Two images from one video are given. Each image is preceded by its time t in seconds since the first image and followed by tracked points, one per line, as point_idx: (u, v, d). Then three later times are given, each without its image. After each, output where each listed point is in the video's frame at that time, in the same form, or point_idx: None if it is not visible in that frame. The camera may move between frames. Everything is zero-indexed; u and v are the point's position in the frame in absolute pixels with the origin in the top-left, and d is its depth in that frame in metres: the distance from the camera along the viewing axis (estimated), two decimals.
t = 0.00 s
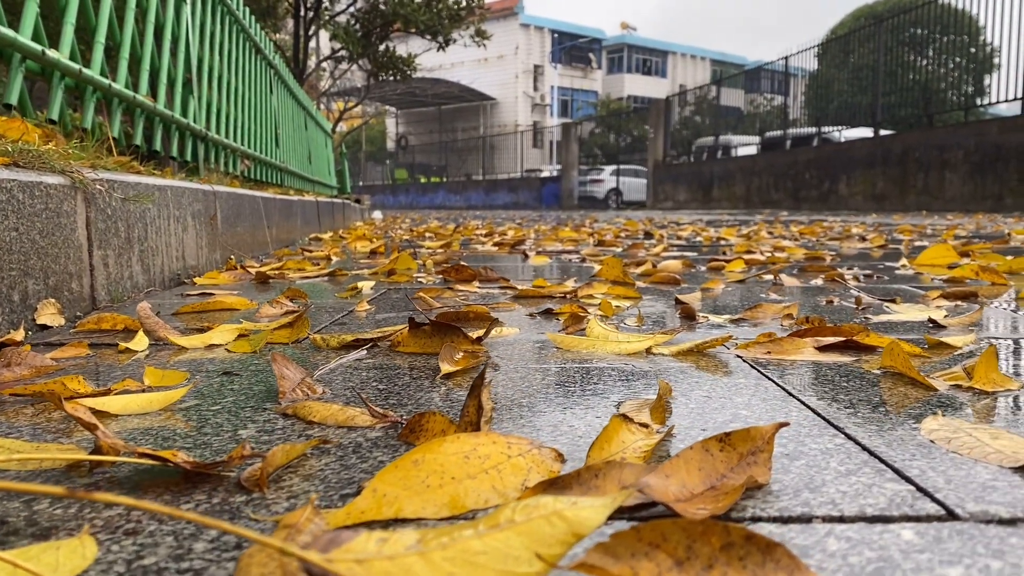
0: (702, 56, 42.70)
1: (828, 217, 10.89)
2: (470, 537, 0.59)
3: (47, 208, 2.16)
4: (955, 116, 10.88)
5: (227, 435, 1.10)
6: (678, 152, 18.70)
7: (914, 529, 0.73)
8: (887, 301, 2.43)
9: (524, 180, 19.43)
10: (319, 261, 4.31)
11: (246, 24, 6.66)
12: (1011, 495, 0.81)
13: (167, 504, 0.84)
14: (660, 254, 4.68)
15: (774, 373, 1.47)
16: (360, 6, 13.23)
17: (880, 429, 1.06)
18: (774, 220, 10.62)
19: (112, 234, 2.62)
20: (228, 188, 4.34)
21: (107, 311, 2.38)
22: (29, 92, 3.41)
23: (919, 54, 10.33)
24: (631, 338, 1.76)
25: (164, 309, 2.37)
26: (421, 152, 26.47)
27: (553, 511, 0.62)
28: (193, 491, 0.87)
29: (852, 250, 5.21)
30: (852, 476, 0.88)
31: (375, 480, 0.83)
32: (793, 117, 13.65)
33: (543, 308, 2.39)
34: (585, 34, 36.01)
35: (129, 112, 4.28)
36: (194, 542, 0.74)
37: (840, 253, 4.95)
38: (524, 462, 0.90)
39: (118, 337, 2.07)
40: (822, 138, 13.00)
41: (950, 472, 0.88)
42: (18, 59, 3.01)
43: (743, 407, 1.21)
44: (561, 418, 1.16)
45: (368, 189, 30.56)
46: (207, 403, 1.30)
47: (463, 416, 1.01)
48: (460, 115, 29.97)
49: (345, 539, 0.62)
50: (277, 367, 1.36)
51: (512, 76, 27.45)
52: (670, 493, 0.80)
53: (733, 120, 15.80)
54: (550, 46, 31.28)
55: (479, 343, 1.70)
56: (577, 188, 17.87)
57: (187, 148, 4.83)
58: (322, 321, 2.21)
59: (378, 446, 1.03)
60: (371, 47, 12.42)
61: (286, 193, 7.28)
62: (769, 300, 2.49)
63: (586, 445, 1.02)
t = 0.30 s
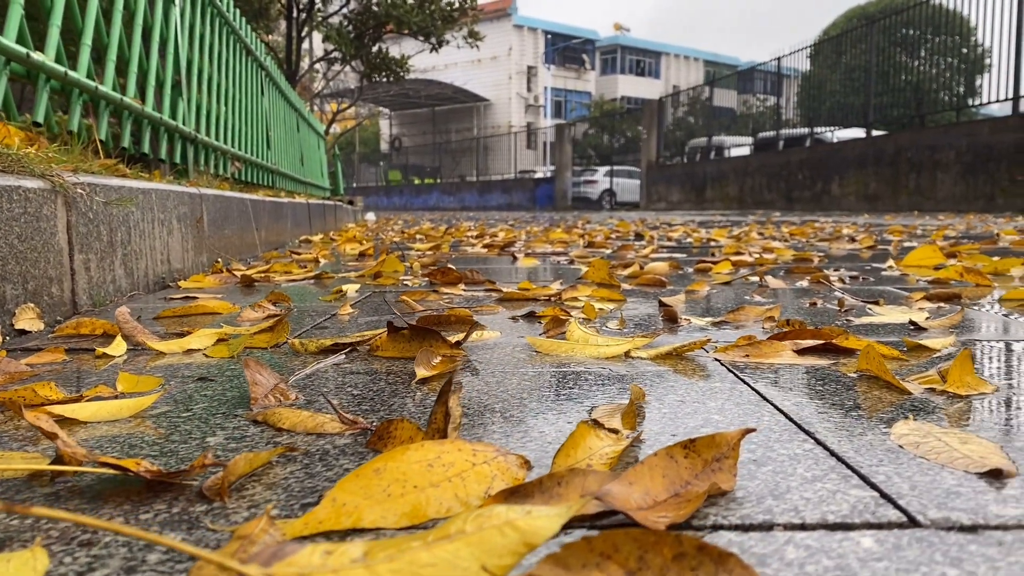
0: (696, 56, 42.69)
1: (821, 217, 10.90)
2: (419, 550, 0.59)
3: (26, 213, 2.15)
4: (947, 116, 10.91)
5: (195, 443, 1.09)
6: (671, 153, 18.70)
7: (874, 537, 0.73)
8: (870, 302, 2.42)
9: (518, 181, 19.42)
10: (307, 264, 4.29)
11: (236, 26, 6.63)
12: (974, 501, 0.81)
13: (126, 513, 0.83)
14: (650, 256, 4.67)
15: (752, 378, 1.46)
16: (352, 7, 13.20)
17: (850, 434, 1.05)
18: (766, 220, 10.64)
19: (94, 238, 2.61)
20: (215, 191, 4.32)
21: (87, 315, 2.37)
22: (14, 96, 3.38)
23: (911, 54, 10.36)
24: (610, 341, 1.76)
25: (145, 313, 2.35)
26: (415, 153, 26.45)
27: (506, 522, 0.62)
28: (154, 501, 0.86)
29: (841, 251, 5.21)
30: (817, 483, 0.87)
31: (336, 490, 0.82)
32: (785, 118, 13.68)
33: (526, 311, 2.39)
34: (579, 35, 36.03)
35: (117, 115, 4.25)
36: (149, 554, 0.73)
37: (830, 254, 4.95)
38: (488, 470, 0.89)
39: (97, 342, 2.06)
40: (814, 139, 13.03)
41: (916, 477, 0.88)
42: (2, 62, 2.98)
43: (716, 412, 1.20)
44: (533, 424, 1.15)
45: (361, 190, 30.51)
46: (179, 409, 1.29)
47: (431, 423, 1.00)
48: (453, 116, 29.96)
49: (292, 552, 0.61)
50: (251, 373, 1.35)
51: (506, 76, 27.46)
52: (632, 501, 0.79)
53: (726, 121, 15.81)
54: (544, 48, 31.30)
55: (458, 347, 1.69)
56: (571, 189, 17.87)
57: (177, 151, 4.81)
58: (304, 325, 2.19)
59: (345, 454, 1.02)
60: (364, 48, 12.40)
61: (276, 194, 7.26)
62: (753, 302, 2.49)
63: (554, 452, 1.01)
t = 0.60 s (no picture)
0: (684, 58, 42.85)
1: (808, 217, 10.96)
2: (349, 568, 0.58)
3: None
4: (933, 117, 10.98)
5: (149, 450, 1.08)
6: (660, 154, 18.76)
7: (820, 544, 0.72)
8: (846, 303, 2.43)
9: (507, 182, 19.44)
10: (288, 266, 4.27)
11: (221, 27, 6.60)
12: (923, 506, 0.80)
13: (68, 523, 0.82)
14: (633, 257, 4.67)
15: (720, 381, 1.46)
16: (340, 8, 13.18)
17: (808, 438, 1.05)
18: (753, 222, 10.68)
19: (68, 241, 2.59)
20: (196, 193, 4.29)
21: (58, 319, 2.35)
22: None
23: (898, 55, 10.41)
24: (581, 344, 1.75)
25: (117, 317, 2.34)
26: (404, 155, 26.40)
27: (440, 532, 0.61)
28: (99, 511, 0.85)
29: (824, 251, 5.24)
30: (770, 488, 0.87)
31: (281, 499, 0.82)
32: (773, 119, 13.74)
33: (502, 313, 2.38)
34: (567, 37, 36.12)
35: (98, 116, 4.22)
36: (84, 568, 0.72)
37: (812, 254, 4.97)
38: (441, 477, 0.88)
39: (66, 346, 2.04)
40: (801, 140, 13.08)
41: (869, 482, 0.88)
42: None
43: (677, 415, 1.19)
44: (493, 429, 1.14)
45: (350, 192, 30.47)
46: (138, 417, 1.27)
47: (386, 430, 0.99)
48: (442, 118, 29.93)
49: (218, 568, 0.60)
50: (213, 379, 1.34)
51: (495, 78, 27.47)
52: (580, 509, 0.78)
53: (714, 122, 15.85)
54: (533, 49, 31.35)
55: (428, 351, 1.68)
56: (560, 190, 17.90)
57: (160, 152, 4.77)
58: (277, 328, 2.18)
59: (300, 461, 1.01)
60: (353, 50, 12.39)
61: (261, 196, 7.22)
62: (729, 303, 2.49)
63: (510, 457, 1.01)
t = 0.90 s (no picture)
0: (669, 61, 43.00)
1: (790, 219, 11.01)
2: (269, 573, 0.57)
3: None
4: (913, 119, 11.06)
5: (95, 453, 1.06)
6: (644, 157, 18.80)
7: (757, 544, 0.72)
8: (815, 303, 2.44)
9: (492, 184, 19.43)
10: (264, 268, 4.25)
11: (200, 28, 6.54)
12: (865, 505, 0.80)
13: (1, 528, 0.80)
14: (611, 259, 4.67)
15: (680, 381, 1.46)
16: (323, 10, 13.12)
17: (760, 437, 1.05)
18: (736, 223, 10.72)
19: (35, 243, 2.55)
20: (171, 194, 4.26)
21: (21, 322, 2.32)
22: None
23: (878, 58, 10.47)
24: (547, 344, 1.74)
25: (83, 320, 2.31)
26: (388, 156, 26.35)
27: (364, 536, 0.60)
28: (34, 515, 0.84)
29: (802, 252, 5.25)
30: (714, 488, 0.87)
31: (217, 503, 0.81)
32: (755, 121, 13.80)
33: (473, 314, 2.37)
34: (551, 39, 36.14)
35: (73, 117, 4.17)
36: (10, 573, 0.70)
37: (790, 255, 4.98)
38: (383, 479, 0.87)
39: (27, 349, 2.02)
40: (783, 142, 13.15)
41: (814, 481, 0.87)
42: None
43: (632, 416, 1.19)
44: (446, 429, 1.13)
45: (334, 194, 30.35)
46: (88, 419, 1.25)
47: (333, 432, 0.98)
48: (427, 119, 29.88)
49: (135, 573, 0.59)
50: (166, 381, 1.32)
51: (479, 80, 27.47)
52: (519, 510, 0.77)
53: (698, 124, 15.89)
54: (517, 51, 31.35)
55: (391, 353, 1.66)
56: (545, 193, 17.90)
57: (136, 154, 4.73)
58: (244, 330, 2.16)
59: (246, 465, 1.00)
60: (336, 52, 12.34)
61: (241, 198, 7.18)
62: (701, 304, 2.49)
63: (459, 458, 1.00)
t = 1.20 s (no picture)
0: (650, 64, 43.17)
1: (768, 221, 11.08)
2: None
3: None
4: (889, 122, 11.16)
5: (30, 457, 1.04)
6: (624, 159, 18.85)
7: (684, 543, 0.71)
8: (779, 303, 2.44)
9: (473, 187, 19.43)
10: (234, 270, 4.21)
11: (175, 29, 6.48)
12: (798, 502, 0.80)
13: None
14: (585, 260, 4.68)
15: (637, 381, 1.45)
16: (302, 11, 13.06)
17: (704, 437, 1.04)
18: (714, 225, 10.76)
19: None
20: (139, 196, 4.21)
21: None
22: None
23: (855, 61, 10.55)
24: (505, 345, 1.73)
25: (40, 322, 2.28)
26: (369, 159, 26.21)
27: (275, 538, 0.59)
28: None
29: (776, 253, 5.28)
30: (651, 486, 0.86)
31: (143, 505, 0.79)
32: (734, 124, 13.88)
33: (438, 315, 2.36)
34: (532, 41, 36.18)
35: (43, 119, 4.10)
36: None
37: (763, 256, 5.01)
38: (317, 481, 0.85)
39: None
40: (762, 144, 13.23)
41: (751, 479, 0.87)
42: None
43: (581, 416, 1.18)
44: (392, 430, 1.12)
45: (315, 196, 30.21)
46: (28, 422, 1.23)
47: (271, 433, 0.96)
48: (408, 122, 29.82)
49: None
50: (111, 383, 1.30)
51: (460, 82, 27.44)
52: (448, 510, 0.76)
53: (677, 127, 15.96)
54: (498, 54, 31.37)
55: (347, 355, 1.65)
56: (526, 195, 17.91)
57: (108, 156, 4.67)
58: (203, 333, 2.13)
59: (182, 467, 0.98)
60: (315, 53, 12.29)
61: (215, 201, 7.12)
62: (667, 305, 2.49)
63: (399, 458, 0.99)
